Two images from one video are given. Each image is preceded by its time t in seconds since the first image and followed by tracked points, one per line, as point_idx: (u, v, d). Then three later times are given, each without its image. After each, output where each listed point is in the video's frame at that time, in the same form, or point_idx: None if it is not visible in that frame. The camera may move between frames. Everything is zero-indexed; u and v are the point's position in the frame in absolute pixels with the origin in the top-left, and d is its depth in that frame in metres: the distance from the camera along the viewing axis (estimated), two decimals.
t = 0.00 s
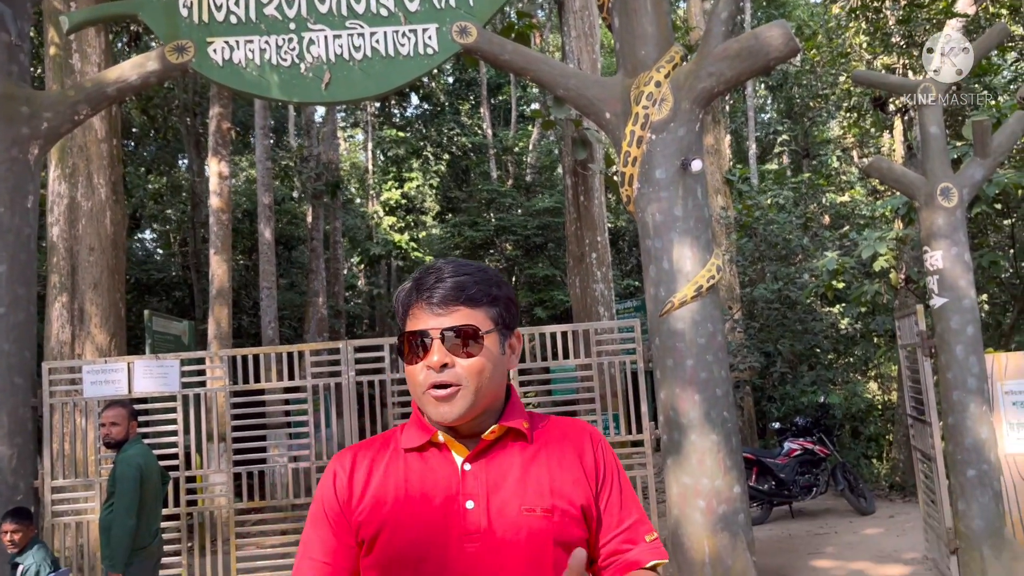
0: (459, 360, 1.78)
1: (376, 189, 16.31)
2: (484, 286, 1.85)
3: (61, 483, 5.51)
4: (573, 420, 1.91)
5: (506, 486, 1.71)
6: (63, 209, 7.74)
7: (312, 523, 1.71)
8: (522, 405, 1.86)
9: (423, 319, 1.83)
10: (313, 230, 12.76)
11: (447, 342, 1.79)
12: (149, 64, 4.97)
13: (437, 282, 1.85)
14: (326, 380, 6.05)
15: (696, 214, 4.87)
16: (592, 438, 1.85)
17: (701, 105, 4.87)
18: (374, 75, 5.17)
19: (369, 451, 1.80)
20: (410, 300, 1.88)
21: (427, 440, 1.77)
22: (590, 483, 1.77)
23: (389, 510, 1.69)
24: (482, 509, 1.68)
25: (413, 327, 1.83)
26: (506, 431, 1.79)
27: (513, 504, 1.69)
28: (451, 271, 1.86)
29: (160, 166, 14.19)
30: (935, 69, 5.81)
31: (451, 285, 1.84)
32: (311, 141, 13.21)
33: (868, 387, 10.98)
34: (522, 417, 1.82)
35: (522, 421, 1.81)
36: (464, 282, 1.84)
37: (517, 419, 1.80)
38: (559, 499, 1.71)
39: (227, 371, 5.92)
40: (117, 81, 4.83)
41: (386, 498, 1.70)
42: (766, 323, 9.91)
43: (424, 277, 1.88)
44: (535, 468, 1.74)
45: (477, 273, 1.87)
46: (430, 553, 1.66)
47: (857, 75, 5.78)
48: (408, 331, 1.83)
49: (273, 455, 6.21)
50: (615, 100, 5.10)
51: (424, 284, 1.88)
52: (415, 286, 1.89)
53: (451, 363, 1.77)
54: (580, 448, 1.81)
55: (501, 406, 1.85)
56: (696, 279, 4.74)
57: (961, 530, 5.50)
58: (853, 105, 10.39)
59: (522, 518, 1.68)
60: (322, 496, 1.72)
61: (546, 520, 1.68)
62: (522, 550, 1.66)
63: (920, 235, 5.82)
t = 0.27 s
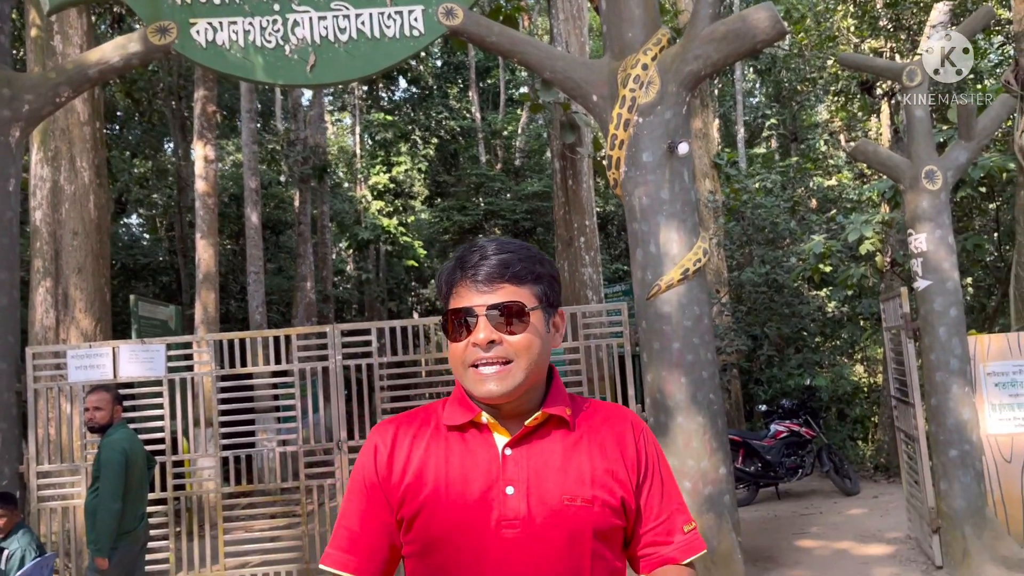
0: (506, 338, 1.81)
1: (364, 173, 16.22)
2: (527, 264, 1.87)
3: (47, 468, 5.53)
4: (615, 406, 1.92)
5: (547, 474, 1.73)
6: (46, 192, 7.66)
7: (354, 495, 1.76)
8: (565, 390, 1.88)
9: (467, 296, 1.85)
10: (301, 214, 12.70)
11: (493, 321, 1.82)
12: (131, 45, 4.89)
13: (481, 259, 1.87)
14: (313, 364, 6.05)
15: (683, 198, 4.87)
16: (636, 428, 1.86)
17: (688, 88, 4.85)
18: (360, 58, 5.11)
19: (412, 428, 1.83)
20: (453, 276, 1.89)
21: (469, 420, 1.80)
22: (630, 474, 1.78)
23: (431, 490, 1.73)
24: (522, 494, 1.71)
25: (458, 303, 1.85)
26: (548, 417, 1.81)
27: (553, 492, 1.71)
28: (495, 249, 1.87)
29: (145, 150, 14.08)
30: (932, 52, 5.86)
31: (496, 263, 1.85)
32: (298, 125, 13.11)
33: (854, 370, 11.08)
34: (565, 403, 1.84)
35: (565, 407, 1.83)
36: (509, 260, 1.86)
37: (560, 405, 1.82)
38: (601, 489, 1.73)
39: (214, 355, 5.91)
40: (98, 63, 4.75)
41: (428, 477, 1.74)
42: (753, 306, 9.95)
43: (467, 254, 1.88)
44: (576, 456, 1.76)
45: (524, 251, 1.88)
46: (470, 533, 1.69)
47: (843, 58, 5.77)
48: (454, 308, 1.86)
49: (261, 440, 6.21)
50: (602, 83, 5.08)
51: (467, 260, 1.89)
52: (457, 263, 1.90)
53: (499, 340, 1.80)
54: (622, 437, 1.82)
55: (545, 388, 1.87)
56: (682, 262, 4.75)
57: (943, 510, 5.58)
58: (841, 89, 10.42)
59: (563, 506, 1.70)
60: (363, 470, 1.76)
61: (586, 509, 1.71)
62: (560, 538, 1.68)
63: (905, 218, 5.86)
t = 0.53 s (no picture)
0: (551, 317, 1.82)
1: (352, 161, 16.17)
2: (573, 246, 1.89)
3: (35, 457, 5.52)
4: (657, 392, 1.90)
5: (585, 456, 1.74)
6: (31, 180, 7.61)
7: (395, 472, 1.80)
8: (606, 375, 1.88)
9: (513, 276, 1.87)
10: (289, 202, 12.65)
11: (537, 301, 1.83)
12: (116, 31, 4.85)
13: (528, 241, 1.89)
14: (302, 352, 6.04)
15: (671, 185, 4.88)
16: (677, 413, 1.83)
17: (676, 76, 4.85)
18: (347, 44, 5.08)
19: (454, 408, 1.86)
20: (500, 257, 1.91)
21: (510, 401, 1.82)
22: (670, 460, 1.76)
23: (471, 468, 1.75)
24: (560, 476, 1.72)
25: (504, 283, 1.87)
26: (588, 400, 1.81)
27: (590, 475, 1.71)
28: (541, 230, 1.90)
29: (131, 138, 13.99)
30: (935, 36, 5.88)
31: (543, 244, 1.87)
32: (286, 112, 13.04)
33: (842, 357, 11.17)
34: (605, 387, 1.83)
35: (605, 391, 1.82)
36: (555, 242, 1.88)
37: (600, 389, 1.82)
38: (639, 474, 1.72)
39: (203, 344, 5.89)
40: (83, 48, 4.76)
41: (469, 456, 1.76)
42: (741, 293, 10.00)
43: (515, 235, 1.91)
44: (614, 441, 1.76)
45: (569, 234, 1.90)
46: (507, 514, 1.71)
47: (832, 45, 5.78)
48: (500, 288, 1.87)
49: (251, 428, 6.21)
50: (591, 70, 5.08)
51: (514, 242, 1.91)
52: (504, 244, 1.92)
53: (543, 319, 1.81)
54: (662, 422, 1.80)
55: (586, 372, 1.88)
56: (671, 249, 4.76)
57: (929, 494, 5.65)
58: (829, 76, 10.45)
59: (600, 489, 1.70)
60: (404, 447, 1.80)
61: (623, 493, 1.70)
62: (597, 521, 1.69)
63: (892, 205, 5.90)
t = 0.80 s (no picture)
0: (577, 300, 1.85)
1: (342, 151, 16.10)
2: (593, 231, 1.93)
3: (23, 449, 5.49)
4: (684, 377, 1.92)
5: (606, 436, 1.78)
6: (17, 170, 7.54)
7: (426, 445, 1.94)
8: (632, 359, 1.91)
9: (538, 263, 1.91)
10: (278, 193, 12.58)
11: (562, 285, 1.87)
12: (103, 20, 4.80)
13: (549, 228, 1.93)
14: (291, 344, 6.03)
15: (662, 176, 4.87)
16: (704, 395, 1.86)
17: (667, 66, 4.84)
18: (337, 35, 5.04)
19: (480, 390, 1.94)
20: (523, 244, 1.95)
21: (533, 381, 1.87)
22: (692, 441, 1.80)
23: (494, 446, 1.82)
24: (582, 454, 1.76)
25: (530, 270, 1.90)
26: (613, 382, 1.85)
27: (612, 454, 1.76)
28: (562, 217, 1.94)
29: (118, 128, 13.89)
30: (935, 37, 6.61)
31: (564, 229, 1.92)
32: (275, 102, 12.97)
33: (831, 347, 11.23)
34: (630, 368, 1.87)
35: (630, 373, 1.85)
36: (576, 226, 1.92)
37: (624, 370, 1.85)
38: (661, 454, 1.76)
39: (192, 335, 5.86)
40: (69, 38, 4.71)
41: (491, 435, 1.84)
42: (730, 284, 10.03)
43: (535, 223, 1.95)
44: (637, 421, 1.79)
45: (590, 219, 1.94)
46: (530, 490, 1.76)
47: (822, 36, 5.78)
48: (524, 274, 1.92)
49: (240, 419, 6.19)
50: (581, 61, 5.07)
51: (535, 230, 1.95)
52: (525, 232, 1.96)
53: (569, 302, 1.85)
54: (688, 405, 1.83)
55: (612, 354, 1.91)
56: (661, 240, 4.75)
57: (916, 483, 5.71)
58: (819, 67, 10.48)
59: (622, 468, 1.74)
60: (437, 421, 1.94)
61: (645, 472, 1.74)
62: (618, 497, 1.72)
63: (881, 196, 5.93)
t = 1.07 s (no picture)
0: (585, 295, 1.85)
1: (332, 145, 16.04)
2: (598, 223, 1.92)
3: (12, 444, 5.46)
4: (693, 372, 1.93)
5: (616, 430, 1.78)
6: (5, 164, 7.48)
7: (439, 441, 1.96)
8: (641, 354, 1.91)
9: (544, 259, 1.90)
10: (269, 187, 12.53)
11: (570, 281, 1.86)
12: (91, 13, 4.76)
13: (554, 223, 1.92)
14: (283, 337, 6.00)
15: (653, 170, 4.86)
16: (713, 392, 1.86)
17: (658, 60, 4.83)
18: (328, 27, 5.00)
19: (490, 385, 1.95)
20: (528, 241, 1.94)
21: (543, 376, 1.88)
22: (701, 437, 1.80)
23: (504, 441, 1.82)
24: (591, 449, 1.76)
25: (537, 267, 1.90)
26: (622, 377, 1.85)
27: (621, 449, 1.75)
28: (566, 211, 1.93)
29: (107, 121, 13.80)
30: (934, 36, 6.15)
31: (569, 224, 1.91)
32: (265, 95, 12.90)
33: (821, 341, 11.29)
34: (639, 364, 1.87)
35: (639, 368, 1.86)
36: (581, 220, 1.91)
37: (634, 365, 1.86)
38: (671, 449, 1.76)
39: (183, 329, 5.83)
40: (57, 30, 4.67)
41: (501, 429, 1.84)
42: (721, 278, 10.06)
43: (540, 219, 1.94)
44: (647, 416, 1.79)
45: (594, 212, 1.93)
46: (539, 484, 1.76)
47: (812, 30, 5.78)
48: (532, 271, 1.91)
49: (232, 414, 6.17)
50: (572, 55, 5.06)
51: (540, 226, 1.94)
52: (530, 229, 1.96)
53: (578, 298, 1.85)
54: (697, 401, 1.83)
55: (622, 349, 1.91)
56: (653, 234, 4.73)
57: (905, 475, 5.75)
58: (810, 61, 10.51)
59: (631, 464, 1.74)
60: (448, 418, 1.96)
61: (654, 467, 1.74)
62: (628, 493, 1.73)
63: (871, 190, 5.95)
